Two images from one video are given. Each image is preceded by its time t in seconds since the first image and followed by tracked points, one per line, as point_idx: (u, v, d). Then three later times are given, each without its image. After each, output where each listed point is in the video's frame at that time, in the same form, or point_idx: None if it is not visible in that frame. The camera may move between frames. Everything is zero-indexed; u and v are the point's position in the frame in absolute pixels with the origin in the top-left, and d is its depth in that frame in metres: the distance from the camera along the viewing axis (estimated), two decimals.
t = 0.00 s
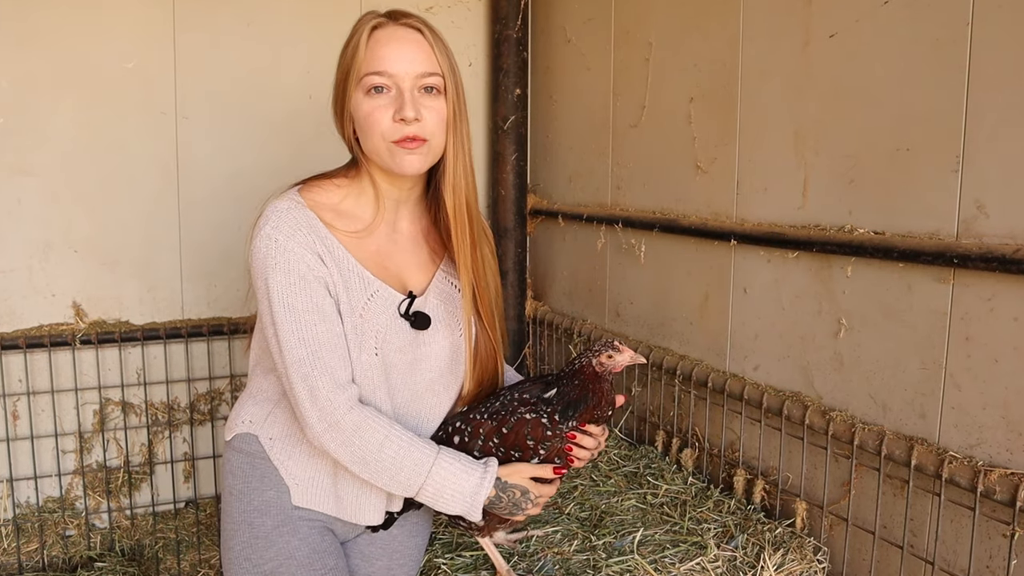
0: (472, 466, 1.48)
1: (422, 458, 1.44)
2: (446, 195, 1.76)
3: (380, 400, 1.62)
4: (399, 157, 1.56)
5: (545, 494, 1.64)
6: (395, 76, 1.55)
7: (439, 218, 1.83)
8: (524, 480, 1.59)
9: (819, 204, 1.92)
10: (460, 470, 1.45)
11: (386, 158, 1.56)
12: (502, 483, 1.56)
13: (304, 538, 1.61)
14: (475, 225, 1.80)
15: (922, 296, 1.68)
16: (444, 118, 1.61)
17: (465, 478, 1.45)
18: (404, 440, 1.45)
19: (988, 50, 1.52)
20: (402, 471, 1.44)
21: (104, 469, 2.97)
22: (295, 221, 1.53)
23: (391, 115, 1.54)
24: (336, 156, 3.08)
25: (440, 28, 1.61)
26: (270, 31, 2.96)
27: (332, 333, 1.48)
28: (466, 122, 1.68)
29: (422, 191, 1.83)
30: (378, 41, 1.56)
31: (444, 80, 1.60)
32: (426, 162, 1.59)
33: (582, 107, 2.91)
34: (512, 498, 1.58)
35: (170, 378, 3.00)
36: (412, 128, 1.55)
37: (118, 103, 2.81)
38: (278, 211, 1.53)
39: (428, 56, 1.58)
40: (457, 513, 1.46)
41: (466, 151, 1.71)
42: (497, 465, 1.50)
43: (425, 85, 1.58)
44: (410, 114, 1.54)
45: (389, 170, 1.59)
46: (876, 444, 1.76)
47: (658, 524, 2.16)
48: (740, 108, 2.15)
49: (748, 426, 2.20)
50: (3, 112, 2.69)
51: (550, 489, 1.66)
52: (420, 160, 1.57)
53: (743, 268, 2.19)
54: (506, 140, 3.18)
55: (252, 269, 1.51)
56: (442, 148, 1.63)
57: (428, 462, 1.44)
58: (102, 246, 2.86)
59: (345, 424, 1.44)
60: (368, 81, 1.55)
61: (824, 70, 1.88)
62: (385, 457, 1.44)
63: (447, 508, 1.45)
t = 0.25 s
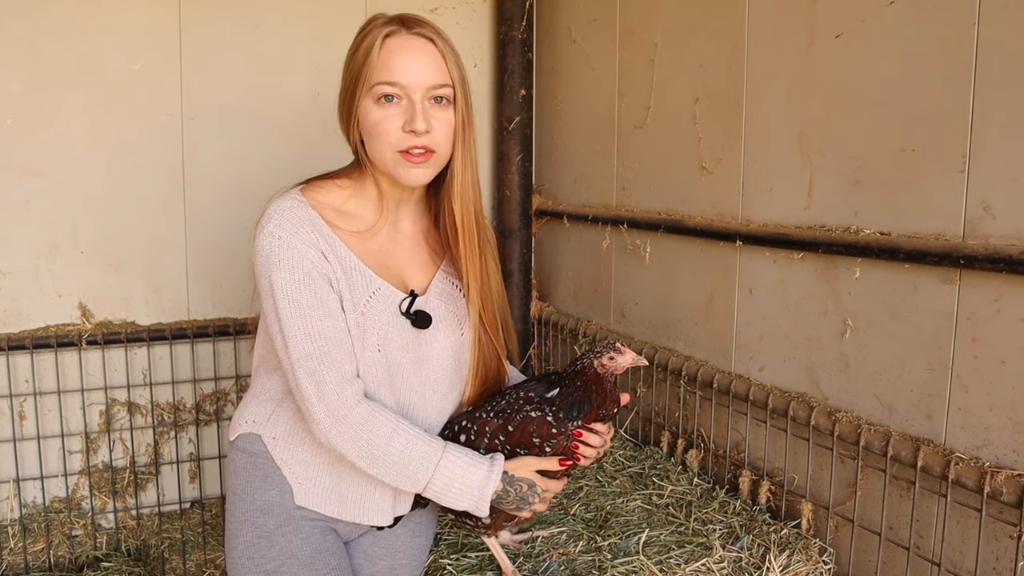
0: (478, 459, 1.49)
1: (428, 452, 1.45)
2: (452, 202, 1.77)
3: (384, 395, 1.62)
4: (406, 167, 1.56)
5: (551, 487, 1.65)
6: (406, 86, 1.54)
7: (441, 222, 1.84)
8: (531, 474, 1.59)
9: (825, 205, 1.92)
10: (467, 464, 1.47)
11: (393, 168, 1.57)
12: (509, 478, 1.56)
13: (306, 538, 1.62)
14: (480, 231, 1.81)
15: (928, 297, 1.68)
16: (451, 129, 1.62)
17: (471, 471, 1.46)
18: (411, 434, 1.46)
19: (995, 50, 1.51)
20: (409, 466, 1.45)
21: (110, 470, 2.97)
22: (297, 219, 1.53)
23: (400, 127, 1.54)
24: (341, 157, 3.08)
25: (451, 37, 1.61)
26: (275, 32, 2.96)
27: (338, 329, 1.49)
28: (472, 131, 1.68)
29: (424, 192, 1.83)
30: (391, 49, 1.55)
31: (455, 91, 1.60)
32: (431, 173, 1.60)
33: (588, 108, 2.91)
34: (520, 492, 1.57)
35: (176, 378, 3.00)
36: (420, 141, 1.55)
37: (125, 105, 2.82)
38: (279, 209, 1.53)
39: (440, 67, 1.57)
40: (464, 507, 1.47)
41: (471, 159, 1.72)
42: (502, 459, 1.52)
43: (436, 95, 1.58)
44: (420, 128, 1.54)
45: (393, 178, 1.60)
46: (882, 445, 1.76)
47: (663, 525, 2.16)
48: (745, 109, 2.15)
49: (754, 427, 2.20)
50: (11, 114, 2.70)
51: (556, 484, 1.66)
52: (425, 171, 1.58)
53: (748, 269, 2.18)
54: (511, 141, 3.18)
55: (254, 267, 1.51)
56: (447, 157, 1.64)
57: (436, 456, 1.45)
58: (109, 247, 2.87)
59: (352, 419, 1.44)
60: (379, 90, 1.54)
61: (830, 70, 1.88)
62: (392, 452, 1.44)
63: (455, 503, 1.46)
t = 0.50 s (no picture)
0: (485, 455, 1.49)
1: (436, 449, 1.45)
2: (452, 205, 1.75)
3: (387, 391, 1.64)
4: (406, 172, 1.57)
5: (558, 487, 1.65)
6: (406, 91, 1.54)
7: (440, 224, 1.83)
8: (537, 470, 1.60)
9: (829, 205, 1.92)
10: (474, 460, 1.46)
11: (393, 172, 1.58)
12: (516, 474, 1.58)
13: (308, 536, 1.62)
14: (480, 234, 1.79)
15: (932, 297, 1.68)
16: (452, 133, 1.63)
17: (478, 468, 1.46)
18: (417, 431, 1.46)
19: (1000, 51, 1.51)
20: (417, 462, 1.45)
21: (114, 469, 2.98)
22: (298, 221, 1.54)
23: (401, 131, 1.55)
24: (345, 157, 3.09)
25: (451, 41, 1.61)
26: (278, 32, 2.97)
27: (342, 328, 1.49)
28: (473, 135, 1.67)
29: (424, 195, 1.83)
30: (391, 55, 1.55)
31: (455, 95, 1.61)
32: (432, 177, 1.61)
33: (591, 108, 2.91)
34: (527, 489, 1.59)
35: (180, 378, 3.01)
36: (421, 146, 1.56)
37: (129, 105, 2.82)
38: (280, 211, 1.54)
39: (440, 72, 1.58)
40: (473, 505, 1.46)
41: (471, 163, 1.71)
42: (510, 455, 1.51)
43: (436, 100, 1.58)
44: (420, 132, 1.55)
45: (393, 181, 1.60)
46: (885, 445, 1.76)
47: (667, 525, 2.16)
48: (749, 109, 2.15)
49: (757, 427, 2.20)
50: (15, 114, 2.71)
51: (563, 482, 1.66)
52: (425, 176, 1.59)
53: (752, 268, 2.19)
54: (514, 141, 3.19)
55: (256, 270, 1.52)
56: (447, 162, 1.65)
57: (444, 452, 1.45)
58: (113, 247, 2.87)
59: (359, 416, 1.45)
60: (379, 95, 1.55)
61: (834, 70, 1.88)
62: (400, 449, 1.44)
63: (464, 500, 1.46)
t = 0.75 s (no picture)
0: (486, 455, 1.49)
1: (437, 448, 1.45)
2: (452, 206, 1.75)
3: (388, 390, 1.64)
4: (409, 174, 1.57)
5: (560, 486, 1.65)
6: (408, 92, 1.55)
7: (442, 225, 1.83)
8: (539, 470, 1.60)
9: (831, 205, 1.92)
10: (475, 461, 1.46)
11: (395, 173, 1.58)
12: (518, 474, 1.58)
13: (310, 536, 1.62)
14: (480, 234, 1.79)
15: (934, 297, 1.68)
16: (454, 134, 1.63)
17: (479, 467, 1.46)
18: (418, 431, 1.46)
19: (1002, 50, 1.51)
20: (418, 463, 1.45)
21: (117, 469, 2.99)
22: (299, 220, 1.54)
23: (403, 132, 1.55)
24: (347, 157, 3.09)
25: (453, 42, 1.61)
26: (281, 33, 2.97)
27: (343, 328, 1.50)
28: (473, 135, 1.67)
29: (425, 197, 1.84)
30: (393, 55, 1.55)
31: (456, 96, 1.61)
32: (435, 178, 1.61)
33: (593, 108, 2.91)
34: (529, 489, 1.59)
35: (182, 378, 3.01)
36: (423, 147, 1.56)
37: (132, 106, 2.83)
38: (281, 211, 1.54)
39: (441, 73, 1.58)
40: (474, 505, 1.46)
41: (471, 164, 1.70)
42: (511, 455, 1.51)
43: (437, 101, 1.58)
44: (423, 133, 1.55)
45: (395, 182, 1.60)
46: (887, 445, 1.76)
47: (669, 525, 2.16)
48: (751, 109, 2.15)
49: (759, 428, 2.20)
50: (18, 115, 2.72)
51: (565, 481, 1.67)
52: (427, 177, 1.59)
53: (754, 269, 2.18)
54: (516, 141, 3.19)
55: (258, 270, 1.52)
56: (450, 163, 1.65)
57: (445, 451, 1.45)
58: (116, 248, 2.88)
59: (360, 417, 1.45)
60: (381, 96, 1.55)
61: (836, 71, 1.88)
62: (401, 449, 1.44)
63: (464, 500, 1.46)
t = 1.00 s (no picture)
0: (487, 456, 1.49)
1: (437, 450, 1.45)
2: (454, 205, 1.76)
3: (389, 391, 1.65)
4: (411, 173, 1.58)
5: (561, 486, 1.66)
6: (409, 91, 1.55)
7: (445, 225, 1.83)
8: (540, 471, 1.61)
9: (831, 205, 1.92)
10: (476, 462, 1.46)
11: (396, 173, 1.58)
12: (518, 474, 1.59)
13: (312, 536, 1.63)
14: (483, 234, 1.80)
15: (934, 297, 1.68)
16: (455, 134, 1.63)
17: (480, 468, 1.46)
18: (419, 432, 1.47)
19: (1003, 51, 1.51)
20: (419, 464, 1.45)
21: (119, 469, 2.99)
22: (301, 221, 1.54)
23: (405, 131, 1.55)
24: (349, 158, 3.10)
25: (454, 42, 1.62)
26: (283, 33, 2.98)
27: (345, 328, 1.50)
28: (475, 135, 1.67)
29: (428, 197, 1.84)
30: (395, 55, 1.56)
31: (457, 96, 1.61)
32: (436, 178, 1.62)
33: (595, 108, 2.91)
34: (530, 489, 1.59)
35: (184, 378, 3.02)
36: (424, 145, 1.56)
37: (134, 106, 2.84)
38: (283, 212, 1.55)
39: (442, 73, 1.58)
40: (475, 505, 1.46)
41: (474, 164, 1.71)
42: (512, 457, 1.51)
43: (439, 101, 1.59)
44: (424, 132, 1.55)
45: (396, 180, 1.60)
46: (888, 446, 1.76)
47: (670, 525, 2.17)
48: (752, 109, 2.15)
49: (760, 428, 2.20)
50: (21, 116, 2.72)
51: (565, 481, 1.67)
52: (430, 177, 1.59)
53: (755, 269, 2.19)
54: (518, 141, 3.19)
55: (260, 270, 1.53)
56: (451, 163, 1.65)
57: (446, 452, 1.46)
58: (118, 248, 2.89)
59: (360, 418, 1.45)
60: (382, 95, 1.55)
61: (837, 71, 1.88)
62: (401, 450, 1.45)
63: (465, 501, 1.46)
